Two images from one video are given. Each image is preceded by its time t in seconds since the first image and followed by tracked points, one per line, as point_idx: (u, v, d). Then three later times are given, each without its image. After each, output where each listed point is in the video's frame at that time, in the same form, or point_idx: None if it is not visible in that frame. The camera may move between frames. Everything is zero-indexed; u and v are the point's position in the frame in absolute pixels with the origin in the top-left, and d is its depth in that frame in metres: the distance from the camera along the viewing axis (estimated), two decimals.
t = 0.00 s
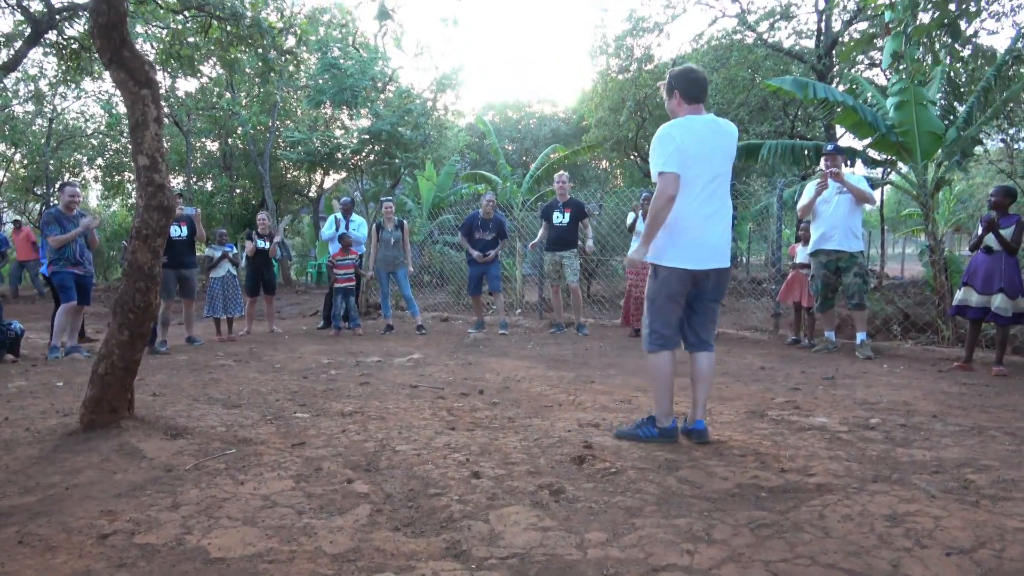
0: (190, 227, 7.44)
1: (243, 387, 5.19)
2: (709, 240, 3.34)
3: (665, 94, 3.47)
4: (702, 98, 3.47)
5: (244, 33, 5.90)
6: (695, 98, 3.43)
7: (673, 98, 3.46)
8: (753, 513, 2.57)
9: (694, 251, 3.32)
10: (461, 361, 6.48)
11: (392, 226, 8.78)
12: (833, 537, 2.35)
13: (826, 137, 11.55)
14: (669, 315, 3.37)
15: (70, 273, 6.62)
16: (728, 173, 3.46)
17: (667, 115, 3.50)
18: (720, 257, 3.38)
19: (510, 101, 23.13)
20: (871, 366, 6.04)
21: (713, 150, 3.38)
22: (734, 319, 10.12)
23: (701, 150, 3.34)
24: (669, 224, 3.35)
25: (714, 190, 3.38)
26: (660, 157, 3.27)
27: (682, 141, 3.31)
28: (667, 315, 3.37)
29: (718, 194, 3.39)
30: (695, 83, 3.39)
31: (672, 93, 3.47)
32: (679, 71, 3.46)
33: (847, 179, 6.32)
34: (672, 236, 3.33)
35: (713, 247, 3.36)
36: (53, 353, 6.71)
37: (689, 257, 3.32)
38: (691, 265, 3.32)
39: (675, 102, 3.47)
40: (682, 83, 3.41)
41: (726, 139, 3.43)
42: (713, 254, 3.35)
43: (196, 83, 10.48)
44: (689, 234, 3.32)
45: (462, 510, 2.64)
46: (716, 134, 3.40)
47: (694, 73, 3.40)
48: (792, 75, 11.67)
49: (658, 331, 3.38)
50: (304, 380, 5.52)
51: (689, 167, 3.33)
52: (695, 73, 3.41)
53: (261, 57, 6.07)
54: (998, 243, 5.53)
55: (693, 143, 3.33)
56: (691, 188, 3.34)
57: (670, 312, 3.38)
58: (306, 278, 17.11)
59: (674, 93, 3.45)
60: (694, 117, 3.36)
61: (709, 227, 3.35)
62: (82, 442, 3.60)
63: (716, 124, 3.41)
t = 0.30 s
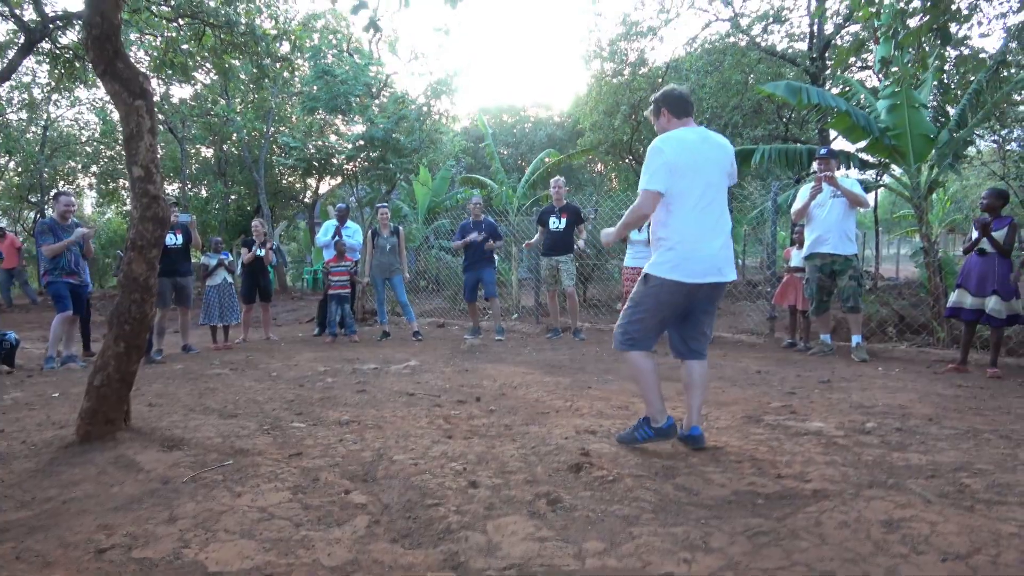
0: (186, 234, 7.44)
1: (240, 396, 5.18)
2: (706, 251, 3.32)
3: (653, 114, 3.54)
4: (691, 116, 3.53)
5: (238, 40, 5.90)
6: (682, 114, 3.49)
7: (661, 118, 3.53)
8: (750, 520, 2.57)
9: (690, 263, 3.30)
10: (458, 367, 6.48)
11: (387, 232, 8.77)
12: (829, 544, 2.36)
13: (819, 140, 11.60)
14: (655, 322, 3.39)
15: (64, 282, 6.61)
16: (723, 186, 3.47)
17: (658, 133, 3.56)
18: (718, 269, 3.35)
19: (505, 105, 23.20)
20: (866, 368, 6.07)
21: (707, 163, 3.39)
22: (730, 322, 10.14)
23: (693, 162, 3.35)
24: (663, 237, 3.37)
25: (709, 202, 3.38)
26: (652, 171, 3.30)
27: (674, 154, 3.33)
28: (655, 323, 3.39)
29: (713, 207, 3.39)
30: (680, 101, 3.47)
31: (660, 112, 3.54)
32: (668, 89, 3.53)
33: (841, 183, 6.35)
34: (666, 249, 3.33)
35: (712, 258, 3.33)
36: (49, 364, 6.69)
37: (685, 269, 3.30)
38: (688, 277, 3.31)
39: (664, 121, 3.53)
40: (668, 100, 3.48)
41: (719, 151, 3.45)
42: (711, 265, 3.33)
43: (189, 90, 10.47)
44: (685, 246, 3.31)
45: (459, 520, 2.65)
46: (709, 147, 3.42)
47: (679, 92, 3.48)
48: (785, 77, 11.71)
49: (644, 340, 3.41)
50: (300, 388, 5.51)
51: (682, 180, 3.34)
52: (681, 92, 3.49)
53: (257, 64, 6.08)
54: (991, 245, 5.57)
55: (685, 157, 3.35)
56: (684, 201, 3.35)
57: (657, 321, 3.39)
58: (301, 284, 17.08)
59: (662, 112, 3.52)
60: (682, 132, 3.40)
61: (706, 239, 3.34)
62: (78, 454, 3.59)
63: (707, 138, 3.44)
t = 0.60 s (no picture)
0: (182, 253, 7.42)
1: (234, 417, 5.14)
2: (682, 267, 3.32)
3: (636, 130, 3.54)
4: (675, 129, 3.50)
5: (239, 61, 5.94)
6: (664, 129, 3.48)
7: (645, 132, 3.52)
8: (749, 546, 2.55)
9: (664, 280, 3.31)
10: (454, 389, 6.45)
11: (384, 253, 8.77)
12: (830, 571, 2.34)
13: (814, 166, 11.70)
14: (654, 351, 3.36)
15: (58, 299, 6.56)
16: (702, 200, 3.44)
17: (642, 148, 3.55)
18: (695, 285, 3.34)
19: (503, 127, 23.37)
20: (863, 394, 6.06)
21: (684, 178, 3.37)
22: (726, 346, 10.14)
23: (669, 179, 3.35)
24: (638, 255, 3.38)
25: (685, 217, 3.36)
26: (624, 190, 3.32)
27: (648, 172, 3.34)
28: (654, 350, 3.35)
29: (690, 222, 3.37)
30: (661, 116, 3.46)
31: (643, 128, 3.53)
32: (651, 105, 3.53)
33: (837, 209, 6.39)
34: (642, 268, 3.35)
35: (687, 276, 3.33)
36: (41, 382, 6.63)
37: (660, 286, 3.31)
38: (663, 295, 3.31)
39: (647, 136, 3.52)
40: (650, 116, 3.48)
41: (698, 166, 3.42)
42: (686, 282, 3.32)
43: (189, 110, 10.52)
44: (660, 263, 3.32)
45: (456, 544, 2.61)
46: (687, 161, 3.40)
47: (660, 107, 3.47)
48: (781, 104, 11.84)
49: (647, 370, 3.33)
50: (295, 409, 5.47)
51: (655, 198, 3.34)
52: (664, 105, 3.47)
53: (257, 85, 6.11)
54: (985, 272, 5.60)
55: (660, 173, 3.35)
56: (658, 219, 3.35)
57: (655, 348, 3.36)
58: (297, 305, 17.04)
59: (645, 127, 3.51)
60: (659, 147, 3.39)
61: (681, 255, 3.33)
62: (69, 475, 3.55)
63: (687, 151, 3.41)
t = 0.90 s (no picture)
0: (181, 277, 7.44)
1: (238, 439, 5.14)
2: (653, 274, 3.32)
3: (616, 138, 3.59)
4: (654, 133, 3.49)
5: (227, 83, 5.98)
6: (640, 135, 3.49)
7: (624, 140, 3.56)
8: (756, 547, 2.56)
9: (635, 287, 3.33)
10: (457, 401, 6.45)
11: (381, 268, 8.78)
12: (838, 569, 2.34)
13: (806, 161, 11.74)
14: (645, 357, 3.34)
15: (59, 330, 6.58)
16: (681, 205, 3.43)
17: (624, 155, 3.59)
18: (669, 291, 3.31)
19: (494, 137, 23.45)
20: (866, 387, 6.07)
21: (656, 183, 3.39)
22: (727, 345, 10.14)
23: (637, 185, 3.38)
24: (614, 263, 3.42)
25: (659, 222, 3.36)
26: (591, 199, 3.40)
27: (615, 180, 3.39)
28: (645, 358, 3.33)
29: (664, 226, 3.37)
30: (635, 122, 3.48)
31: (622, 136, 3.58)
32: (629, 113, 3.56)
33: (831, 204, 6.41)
34: (617, 275, 3.39)
35: (660, 280, 3.31)
36: (44, 413, 6.64)
37: (631, 293, 3.33)
38: (635, 301, 3.32)
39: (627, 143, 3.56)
40: (625, 124, 3.51)
41: (671, 170, 3.42)
42: (658, 288, 3.30)
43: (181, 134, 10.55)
44: (631, 270, 3.34)
45: (465, 559, 2.62)
46: (662, 167, 3.42)
47: (635, 113, 3.49)
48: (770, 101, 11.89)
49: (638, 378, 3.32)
50: (298, 429, 5.46)
51: (625, 205, 3.38)
52: (642, 111, 3.49)
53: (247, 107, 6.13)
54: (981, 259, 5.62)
55: (631, 178, 3.39)
56: (629, 225, 3.38)
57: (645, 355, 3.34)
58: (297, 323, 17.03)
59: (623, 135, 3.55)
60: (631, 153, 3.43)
61: (654, 261, 3.33)
62: (76, 506, 3.55)
63: (662, 158, 3.43)
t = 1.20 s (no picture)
0: (179, 289, 7.43)
1: (231, 452, 5.10)
2: (642, 286, 3.29)
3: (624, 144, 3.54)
4: (659, 139, 3.40)
5: (230, 96, 6.01)
6: (642, 142, 3.42)
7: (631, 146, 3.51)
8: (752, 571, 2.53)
9: (624, 298, 3.31)
10: (452, 417, 6.41)
11: (379, 282, 8.78)
12: None
13: (805, 183, 11.79)
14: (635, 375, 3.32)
15: (54, 338, 6.57)
16: (679, 217, 3.34)
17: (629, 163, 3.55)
18: (659, 305, 3.26)
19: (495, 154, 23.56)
20: (862, 410, 6.05)
21: (649, 192, 3.33)
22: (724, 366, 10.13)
23: (629, 195, 3.35)
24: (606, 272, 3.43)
25: (651, 234, 3.31)
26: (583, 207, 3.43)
27: (608, 188, 3.39)
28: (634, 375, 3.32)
29: (658, 238, 3.31)
30: (638, 128, 3.41)
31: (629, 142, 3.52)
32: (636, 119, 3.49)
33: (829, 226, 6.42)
34: (606, 286, 3.40)
35: (645, 294, 3.27)
36: (36, 423, 6.59)
37: (620, 304, 3.32)
38: (624, 313, 3.30)
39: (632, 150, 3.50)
40: (630, 130, 3.46)
41: (668, 180, 3.33)
42: (644, 301, 3.27)
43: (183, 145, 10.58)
44: (618, 281, 3.34)
45: None
46: (661, 176, 3.34)
47: (639, 119, 3.42)
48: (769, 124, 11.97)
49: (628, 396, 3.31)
50: (292, 443, 5.42)
51: (616, 214, 3.37)
52: (645, 116, 3.40)
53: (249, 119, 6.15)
54: (977, 285, 5.61)
55: (624, 187, 3.37)
56: (619, 235, 3.36)
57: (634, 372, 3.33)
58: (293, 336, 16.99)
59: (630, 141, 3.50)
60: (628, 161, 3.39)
61: (641, 273, 3.30)
62: (65, 517, 3.52)
63: (660, 167, 3.36)
